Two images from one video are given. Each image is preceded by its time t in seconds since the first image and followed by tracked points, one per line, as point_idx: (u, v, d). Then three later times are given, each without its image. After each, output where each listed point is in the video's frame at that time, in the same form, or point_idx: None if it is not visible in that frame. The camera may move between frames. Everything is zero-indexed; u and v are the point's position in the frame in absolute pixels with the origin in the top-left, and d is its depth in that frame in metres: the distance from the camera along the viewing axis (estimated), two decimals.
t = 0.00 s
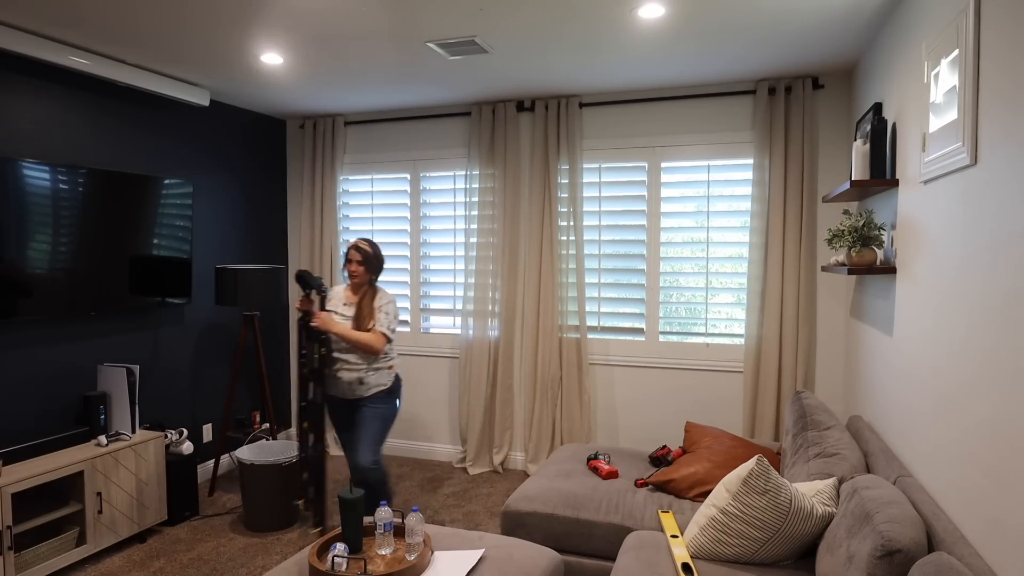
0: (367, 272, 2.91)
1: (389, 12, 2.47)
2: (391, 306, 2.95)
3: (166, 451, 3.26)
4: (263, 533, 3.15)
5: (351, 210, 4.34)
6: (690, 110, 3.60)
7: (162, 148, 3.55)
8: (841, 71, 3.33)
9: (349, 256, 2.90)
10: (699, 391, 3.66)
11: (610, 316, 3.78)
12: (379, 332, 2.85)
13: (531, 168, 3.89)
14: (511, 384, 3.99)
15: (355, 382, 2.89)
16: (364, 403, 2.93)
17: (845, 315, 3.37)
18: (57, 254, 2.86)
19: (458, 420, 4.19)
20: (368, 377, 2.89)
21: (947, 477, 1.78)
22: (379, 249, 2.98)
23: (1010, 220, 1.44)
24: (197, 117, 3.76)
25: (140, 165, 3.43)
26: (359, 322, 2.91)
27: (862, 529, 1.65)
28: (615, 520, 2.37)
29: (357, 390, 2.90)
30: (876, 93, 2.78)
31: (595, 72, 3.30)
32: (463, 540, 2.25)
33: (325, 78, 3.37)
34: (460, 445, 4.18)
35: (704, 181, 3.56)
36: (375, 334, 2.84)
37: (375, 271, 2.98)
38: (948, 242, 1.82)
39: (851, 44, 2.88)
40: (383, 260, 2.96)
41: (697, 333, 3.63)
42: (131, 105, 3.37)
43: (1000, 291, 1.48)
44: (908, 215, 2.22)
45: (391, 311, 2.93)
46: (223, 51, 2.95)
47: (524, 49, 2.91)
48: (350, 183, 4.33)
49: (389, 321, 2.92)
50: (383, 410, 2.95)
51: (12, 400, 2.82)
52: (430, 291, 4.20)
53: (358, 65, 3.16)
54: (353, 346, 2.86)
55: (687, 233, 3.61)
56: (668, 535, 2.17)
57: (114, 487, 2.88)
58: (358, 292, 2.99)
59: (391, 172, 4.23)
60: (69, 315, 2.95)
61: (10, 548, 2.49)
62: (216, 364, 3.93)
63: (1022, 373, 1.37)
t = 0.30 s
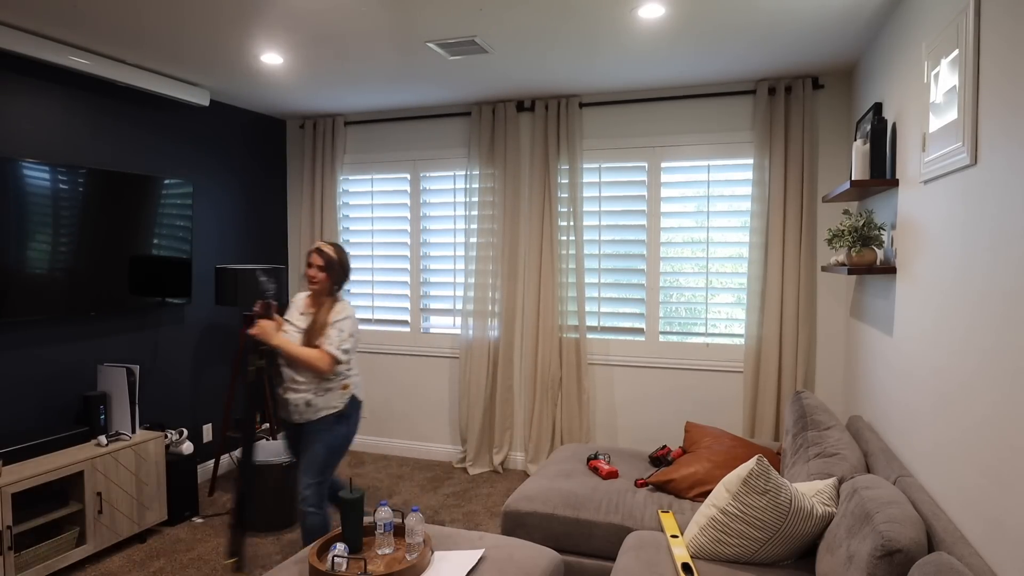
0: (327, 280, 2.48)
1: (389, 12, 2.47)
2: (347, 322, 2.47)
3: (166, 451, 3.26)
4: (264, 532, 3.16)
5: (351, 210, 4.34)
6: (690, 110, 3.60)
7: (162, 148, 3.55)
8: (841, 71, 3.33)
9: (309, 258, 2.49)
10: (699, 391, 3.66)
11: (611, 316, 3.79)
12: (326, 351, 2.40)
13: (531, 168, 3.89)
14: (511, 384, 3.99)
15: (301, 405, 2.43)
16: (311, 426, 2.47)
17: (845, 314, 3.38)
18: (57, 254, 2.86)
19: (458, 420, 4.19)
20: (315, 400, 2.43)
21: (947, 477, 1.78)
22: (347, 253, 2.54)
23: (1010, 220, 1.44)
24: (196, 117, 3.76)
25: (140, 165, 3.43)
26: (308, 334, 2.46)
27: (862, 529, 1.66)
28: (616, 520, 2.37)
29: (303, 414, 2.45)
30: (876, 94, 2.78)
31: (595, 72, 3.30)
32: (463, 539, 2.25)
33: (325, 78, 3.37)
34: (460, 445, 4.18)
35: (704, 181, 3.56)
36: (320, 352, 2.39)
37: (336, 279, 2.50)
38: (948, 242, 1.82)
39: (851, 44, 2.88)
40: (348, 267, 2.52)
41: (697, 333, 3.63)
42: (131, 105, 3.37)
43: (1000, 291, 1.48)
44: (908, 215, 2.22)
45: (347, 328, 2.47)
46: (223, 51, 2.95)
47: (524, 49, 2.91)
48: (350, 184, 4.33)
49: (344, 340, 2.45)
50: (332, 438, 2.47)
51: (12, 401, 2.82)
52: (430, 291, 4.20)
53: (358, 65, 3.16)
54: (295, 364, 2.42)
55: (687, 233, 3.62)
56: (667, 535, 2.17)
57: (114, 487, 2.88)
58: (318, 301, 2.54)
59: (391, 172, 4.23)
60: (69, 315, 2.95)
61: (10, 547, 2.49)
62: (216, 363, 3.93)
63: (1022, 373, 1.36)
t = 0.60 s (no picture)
0: (248, 279, 2.26)
1: (389, 12, 2.47)
2: (264, 326, 2.23)
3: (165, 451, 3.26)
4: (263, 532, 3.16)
5: (351, 210, 4.34)
6: (690, 110, 3.60)
7: (162, 149, 3.55)
8: (841, 71, 3.33)
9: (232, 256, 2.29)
10: (699, 391, 3.66)
11: (611, 316, 3.78)
12: (232, 359, 2.18)
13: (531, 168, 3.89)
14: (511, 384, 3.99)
15: (233, 418, 2.27)
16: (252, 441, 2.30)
17: (845, 314, 3.38)
18: (58, 255, 2.86)
19: (458, 421, 4.19)
20: (248, 413, 2.27)
21: (947, 478, 1.78)
22: (273, 246, 2.31)
23: (1010, 220, 1.44)
24: (196, 117, 3.76)
25: (140, 165, 3.43)
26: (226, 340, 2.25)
27: (862, 529, 1.66)
28: (616, 521, 2.37)
29: (238, 428, 2.27)
30: (876, 93, 2.78)
31: (595, 72, 3.30)
32: (464, 540, 2.25)
33: (325, 78, 3.37)
34: (460, 445, 4.18)
35: (704, 181, 3.55)
36: (225, 361, 2.17)
37: (257, 278, 2.27)
38: (948, 242, 1.82)
39: (851, 44, 2.88)
40: (273, 263, 2.29)
41: (697, 333, 3.63)
42: (130, 105, 3.37)
43: (1000, 291, 1.48)
44: (908, 215, 2.22)
45: (262, 332, 2.22)
46: (223, 51, 2.95)
47: (524, 49, 2.91)
48: (350, 183, 4.33)
49: (261, 347, 2.22)
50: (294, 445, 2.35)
51: (12, 401, 2.82)
52: (429, 292, 4.20)
53: (358, 65, 3.16)
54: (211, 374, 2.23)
55: (687, 233, 3.62)
56: (668, 535, 2.17)
57: (114, 487, 2.88)
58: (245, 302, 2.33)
59: (391, 172, 4.23)
60: (69, 315, 2.95)
61: (10, 548, 2.49)
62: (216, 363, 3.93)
63: (1022, 373, 1.36)
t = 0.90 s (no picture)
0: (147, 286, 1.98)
1: (389, 12, 2.47)
2: (163, 340, 1.94)
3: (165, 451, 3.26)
4: (263, 532, 3.16)
5: (351, 210, 4.34)
6: (690, 110, 3.60)
7: (161, 148, 3.55)
8: (841, 71, 3.33)
9: (131, 257, 2.01)
10: (699, 391, 3.66)
11: (611, 316, 3.78)
12: (121, 378, 1.90)
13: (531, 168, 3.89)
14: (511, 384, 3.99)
15: (122, 447, 1.96)
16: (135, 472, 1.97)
17: (845, 314, 3.38)
18: (57, 255, 2.85)
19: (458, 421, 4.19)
20: (137, 442, 1.95)
21: (947, 478, 1.78)
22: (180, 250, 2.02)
23: (1010, 220, 1.44)
24: (195, 116, 3.75)
25: (140, 165, 3.43)
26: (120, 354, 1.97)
27: (862, 529, 1.66)
28: (616, 520, 2.37)
29: (126, 456, 1.96)
30: (876, 93, 2.78)
31: (596, 72, 3.30)
32: (464, 539, 2.25)
33: (325, 78, 3.37)
34: (460, 444, 4.18)
35: (704, 181, 3.56)
36: (114, 381, 1.90)
37: (156, 285, 1.98)
38: (948, 243, 1.82)
39: (851, 44, 2.88)
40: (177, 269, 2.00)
41: (697, 333, 3.63)
42: (130, 105, 3.37)
43: (1000, 291, 1.48)
44: (908, 215, 2.22)
45: (159, 347, 1.93)
46: (223, 51, 2.95)
47: (524, 49, 2.91)
48: (350, 184, 4.33)
49: (155, 365, 1.92)
50: (172, 494, 1.99)
51: (11, 401, 2.83)
52: (429, 291, 4.20)
53: (358, 65, 3.16)
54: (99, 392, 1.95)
55: (687, 233, 3.62)
56: (668, 535, 2.17)
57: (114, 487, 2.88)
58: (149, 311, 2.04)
59: (390, 172, 4.23)
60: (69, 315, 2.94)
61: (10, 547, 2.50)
62: (216, 363, 3.94)
63: (1022, 374, 1.36)
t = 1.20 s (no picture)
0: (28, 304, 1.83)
1: (389, 12, 2.47)
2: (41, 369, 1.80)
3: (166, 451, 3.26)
4: (263, 532, 3.16)
5: (351, 210, 4.34)
6: (690, 110, 3.60)
7: (161, 149, 3.55)
8: (841, 71, 3.33)
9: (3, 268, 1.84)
10: (699, 391, 3.66)
11: (611, 316, 3.78)
12: None
13: (531, 168, 3.89)
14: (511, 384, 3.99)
15: None
16: None
17: (845, 314, 3.38)
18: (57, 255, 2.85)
19: (458, 421, 4.19)
20: None
21: (947, 478, 1.78)
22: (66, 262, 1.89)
23: (1010, 220, 1.44)
24: (195, 116, 3.75)
25: (140, 165, 3.43)
26: None
27: (862, 529, 1.66)
28: (616, 520, 2.37)
29: None
30: (876, 93, 2.78)
31: (596, 72, 3.30)
32: (464, 539, 2.25)
33: (325, 78, 3.37)
34: (460, 445, 4.18)
35: (705, 181, 3.55)
36: None
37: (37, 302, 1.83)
38: (948, 243, 1.82)
39: (851, 44, 2.88)
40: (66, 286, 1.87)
41: (697, 333, 3.63)
42: (131, 105, 3.37)
43: (1000, 291, 1.48)
44: (908, 215, 2.22)
45: (37, 376, 1.79)
46: (223, 51, 2.95)
47: (524, 49, 2.91)
48: (350, 184, 4.33)
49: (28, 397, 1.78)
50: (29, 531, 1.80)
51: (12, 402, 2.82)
52: (429, 291, 4.20)
53: (357, 65, 3.16)
54: None
55: (687, 233, 3.62)
56: (668, 535, 2.17)
57: (114, 487, 2.88)
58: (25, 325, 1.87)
59: (390, 172, 4.23)
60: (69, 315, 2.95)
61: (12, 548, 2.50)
62: (216, 363, 3.94)
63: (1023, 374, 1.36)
